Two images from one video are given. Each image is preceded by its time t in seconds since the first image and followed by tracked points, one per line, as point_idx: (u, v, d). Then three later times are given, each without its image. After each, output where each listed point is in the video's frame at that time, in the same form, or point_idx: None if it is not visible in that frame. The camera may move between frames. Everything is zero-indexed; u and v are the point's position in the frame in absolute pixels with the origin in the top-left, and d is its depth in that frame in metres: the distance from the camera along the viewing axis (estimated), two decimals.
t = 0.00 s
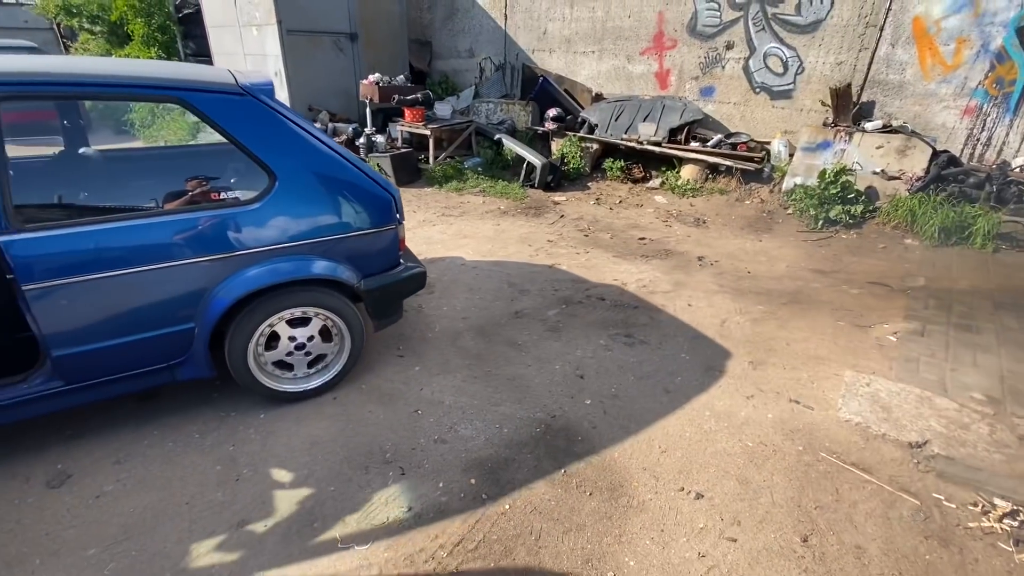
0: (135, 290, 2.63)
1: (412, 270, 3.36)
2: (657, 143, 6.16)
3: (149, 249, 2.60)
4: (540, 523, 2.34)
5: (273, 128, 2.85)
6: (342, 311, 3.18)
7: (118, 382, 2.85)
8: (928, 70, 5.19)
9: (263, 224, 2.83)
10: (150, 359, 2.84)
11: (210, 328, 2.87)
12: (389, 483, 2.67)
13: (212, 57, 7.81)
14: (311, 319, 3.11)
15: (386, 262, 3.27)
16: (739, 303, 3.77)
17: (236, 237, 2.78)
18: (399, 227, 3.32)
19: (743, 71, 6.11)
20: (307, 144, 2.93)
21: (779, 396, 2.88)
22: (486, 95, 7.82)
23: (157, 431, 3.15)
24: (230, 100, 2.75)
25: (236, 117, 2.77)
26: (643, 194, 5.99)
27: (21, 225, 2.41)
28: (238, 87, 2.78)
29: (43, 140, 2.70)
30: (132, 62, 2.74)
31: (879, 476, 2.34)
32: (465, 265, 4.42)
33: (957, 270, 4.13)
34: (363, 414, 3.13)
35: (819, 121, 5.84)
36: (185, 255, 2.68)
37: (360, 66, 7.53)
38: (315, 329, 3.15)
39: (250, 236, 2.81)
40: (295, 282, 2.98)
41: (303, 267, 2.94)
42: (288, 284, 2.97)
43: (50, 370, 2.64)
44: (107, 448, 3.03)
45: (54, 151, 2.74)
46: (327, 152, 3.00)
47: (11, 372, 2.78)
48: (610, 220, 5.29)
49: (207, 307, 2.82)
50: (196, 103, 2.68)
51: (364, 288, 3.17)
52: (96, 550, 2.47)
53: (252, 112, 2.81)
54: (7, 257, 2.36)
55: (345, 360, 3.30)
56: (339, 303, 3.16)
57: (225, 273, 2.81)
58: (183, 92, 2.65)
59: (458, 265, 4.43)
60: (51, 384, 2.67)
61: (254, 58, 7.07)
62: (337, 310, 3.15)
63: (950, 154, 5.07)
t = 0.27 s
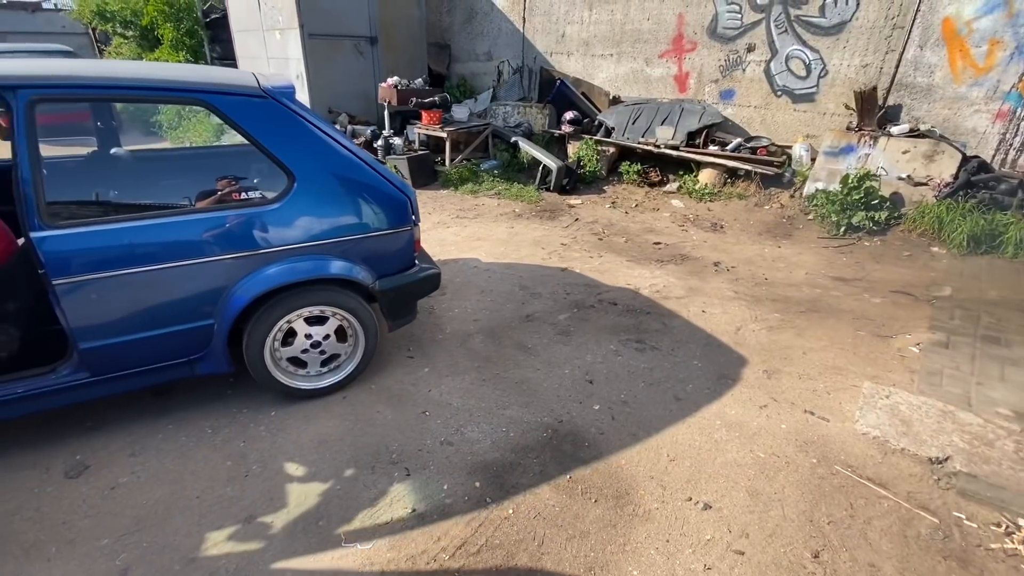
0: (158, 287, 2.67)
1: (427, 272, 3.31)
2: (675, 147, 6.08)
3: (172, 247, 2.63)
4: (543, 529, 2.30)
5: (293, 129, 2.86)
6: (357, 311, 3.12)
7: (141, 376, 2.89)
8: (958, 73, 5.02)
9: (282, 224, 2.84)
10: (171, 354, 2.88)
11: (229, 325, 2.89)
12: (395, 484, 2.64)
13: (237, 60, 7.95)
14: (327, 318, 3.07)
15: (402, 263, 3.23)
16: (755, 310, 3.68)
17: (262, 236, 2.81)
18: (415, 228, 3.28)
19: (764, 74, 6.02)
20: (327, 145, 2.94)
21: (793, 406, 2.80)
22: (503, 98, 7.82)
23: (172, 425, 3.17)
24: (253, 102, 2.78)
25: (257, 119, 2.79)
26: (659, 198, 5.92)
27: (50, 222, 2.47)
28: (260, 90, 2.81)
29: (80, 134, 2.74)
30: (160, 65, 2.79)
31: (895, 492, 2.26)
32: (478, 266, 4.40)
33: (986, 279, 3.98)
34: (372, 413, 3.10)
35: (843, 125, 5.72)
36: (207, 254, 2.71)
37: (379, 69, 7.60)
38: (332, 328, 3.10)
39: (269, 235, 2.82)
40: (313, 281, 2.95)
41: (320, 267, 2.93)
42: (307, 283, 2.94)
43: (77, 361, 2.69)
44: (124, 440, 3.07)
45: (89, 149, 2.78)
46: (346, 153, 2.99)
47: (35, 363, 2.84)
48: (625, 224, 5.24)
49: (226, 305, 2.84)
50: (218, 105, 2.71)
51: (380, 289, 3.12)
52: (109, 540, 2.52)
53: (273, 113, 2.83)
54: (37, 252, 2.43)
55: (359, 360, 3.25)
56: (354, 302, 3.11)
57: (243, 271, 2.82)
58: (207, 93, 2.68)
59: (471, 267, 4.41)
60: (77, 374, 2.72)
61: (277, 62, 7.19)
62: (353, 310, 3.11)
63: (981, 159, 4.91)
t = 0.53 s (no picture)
0: (168, 286, 2.68)
1: (435, 273, 3.28)
2: (692, 150, 6.00)
3: (183, 246, 2.64)
4: (541, 538, 2.24)
5: (303, 130, 2.85)
6: (364, 312, 3.10)
7: (152, 374, 2.90)
8: (993, 74, 4.82)
9: (290, 225, 2.83)
10: (181, 352, 2.87)
11: (237, 324, 2.88)
12: (396, 486, 2.60)
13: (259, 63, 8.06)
14: (335, 320, 3.05)
15: (410, 265, 3.20)
16: (770, 318, 3.57)
17: (286, 235, 2.83)
18: (423, 229, 3.24)
19: (787, 75, 5.91)
20: (336, 147, 2.92)
21: (806, 419, 2.69)
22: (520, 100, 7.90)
23: (180, 421, 3.17)
24: (263, 104, 2.77)
25: (268, 120, 2.78)
26: (676, 201, 5.82)
27: (65, 221, 2.49)
28: (271, 92, 2.80)
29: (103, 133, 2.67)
30: (176, 67, 2.79)
31: (913, 513, 2.15)
32: (488, 269, 4.36)
33: (1018, 290, 3.80)
34: (375, 414, 3.07)
35: (869, 128, 5.58)
36: (217, 254, 2.71)
37: (397, 71, 7.64)
38: (338, 329, 3.08)
39: (278, 236, 2.81)
40: (321, 282, 2.94)
41: (327, 268, 2.92)
42: (314, 283, 2.92)
43: (90, 356, 2.70)
44: (133, 435, 3.09)
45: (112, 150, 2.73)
46: (356, 155, 2.98)
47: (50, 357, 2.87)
48: (640, 228, 5.17)
49: (234, 304, 2.83)
50: (229, 107, 2.70)
51: (387, 291, 3.09)
52: (113, 534, 2.53)
53: (283, 114, 2.82)
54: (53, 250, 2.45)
55: (365, 361, 3.22)
56: (361, 304, 3.09)
57: (253, 270, 2.82)
58: (219, 95, 2.68)
59: (481, 269, 4.37)
60: (90, 370, 2.73)
61: (297, 65, 7.27)
62: (360, 311, 3.08)
63: (1016, 164, 4.69)
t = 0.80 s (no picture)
0: (172, 285, 2.70)
1: (440, 275, 3.23)
2: (712, 152, 5.86)
3: (186, 245, 2.65)
4: (538, 550, 2.17)
5: (307, 130, 2.83)
6: (366, 313, 3.07)
7: (157, 371, 2.93)
8: None
9: (293, 225, 2.81)
10: (186, 349, 2.89)
11: (239, 324, 2.88)
12: (394, 491, 2.55)
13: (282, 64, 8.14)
14: (337, 320, 3.03)
15: (415, 266, 3.15)
16: (788, 326, 3.44)
17: (307, 235, 2.85)
18: (428, 230, 3.19)
19: (812, 75, 5.77)
20: (341, 147, 2.89)
21: (822, 434, 2.56)
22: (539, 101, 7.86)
23: (187, 418, 3.18)
24: (267, 103, 2.76)
25: (272, 120, 2.76)
26: (696, 205, 5.68)
27: (72, 220, 2.52)
28: (276, 91, 2.79)
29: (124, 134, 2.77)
30: (184, 68, 2.81)
31: (934, 539, 2.02)
32: (500, 271, 4.31)
33: None
34: (378, 416, 3.03)
35: (899, 131, 5.38)
36: (219, 253, 2.71)
37: (417, 73, 7.66)
38: (341, 330, 3.06)
39: (280, 236, 2.80)
40: (323, 282, 2.92)
41: (329, 269, 2.90)
42: (316, 283, 2.90)
43: (96, 353, 2.73)
44: (141, 431, 3.10)
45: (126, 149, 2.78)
46: (362, 155, 2.94)
47: (60, 353, 2.90)
48: (656, 232, 5.06)
49: (237, 303, 2.84)
50: (233, 107, 2.71)
51: (390, 292, 3.05)
52: (114, 529, 2.54)
53: (288, 114, 2.80)
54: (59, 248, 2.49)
55: (368, 362, 3.19)
56: (364, 305, 3.06)
57: (256, 270, 2.82)
58: (223, 95, 2.69)
59: (493, 271, 4.31)
60: (96, 366, 2.76)
61: (318, 66, 7.32)
62: (362, 312, 3.05)
63: None
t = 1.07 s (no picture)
0: (173, 285, 2.69)
1: (444, 277, 3.14)
2: (739, 154, 5.65)
3: (186, 244, 2.63)
4: (539, 571, 2.05)
5: (310, 128, 2.78)
6: (368, 316, 3.00)
7: (159, 369, 2.93)
8: None
9: (295, 226, 2.77)
10: (187, 349, 2.88)
11: (240, 325, 2.86)
12: (392, 501, 2.46)
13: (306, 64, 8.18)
14: (338, 322, 2.98)
15: (420, 268, 3.07)
16: (814, 338, 3.25)
17: (328, 235, 2.83)
18: (434, 232, 3.11)
19: (846, 74, 5.59)
20: (346, 146, 2.84)
21: (849, 455, 2.38)
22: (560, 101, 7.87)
23: (190, 417, 3.14)
24: (270, 102, 2.72)
25: (275, 119, 2.73)
26: (720, 208, 5.49)
27: (73, 218, 2.51)
28: (280, 89, 2.75)
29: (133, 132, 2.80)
30: (191, 67, 2.80)
31: None
32: (513, 274, 4.20)
33: None
34: (381, 421, 2.94)
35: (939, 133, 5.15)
36: (219, 253, 2.68)
37: (438, 74, 7.62)
38: (342, 332, 3.00)
39: (281, 236, 2.76)
40: (324, 284, 2.87)
41: (331, 270, 2.84)
42: (317, 285, 2.86)
43: (98, 352, 2.75)
44: (145, 428, 3.07)
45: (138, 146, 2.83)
46: (365, 154, 2.88)
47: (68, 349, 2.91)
48: (678, 236, 4.89)
49: (237, 304, 2.81)
50: (236, 106, 2.68)
51: (392, 295, 2.98)
52: (111, 529, 2.50)
53: (292, 112, 2.76)
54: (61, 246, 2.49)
55: (370, 366, 3.12)
56: (366, 307, 2.99)
57: (257, 270, 2.78)
58: (227, 94, 2.66)
59: (506, 275, 4.20)
60: (99, 365, 2.78)
61: (340, 67, 7.33)
62: (365, 315, 2.99)
63: None
